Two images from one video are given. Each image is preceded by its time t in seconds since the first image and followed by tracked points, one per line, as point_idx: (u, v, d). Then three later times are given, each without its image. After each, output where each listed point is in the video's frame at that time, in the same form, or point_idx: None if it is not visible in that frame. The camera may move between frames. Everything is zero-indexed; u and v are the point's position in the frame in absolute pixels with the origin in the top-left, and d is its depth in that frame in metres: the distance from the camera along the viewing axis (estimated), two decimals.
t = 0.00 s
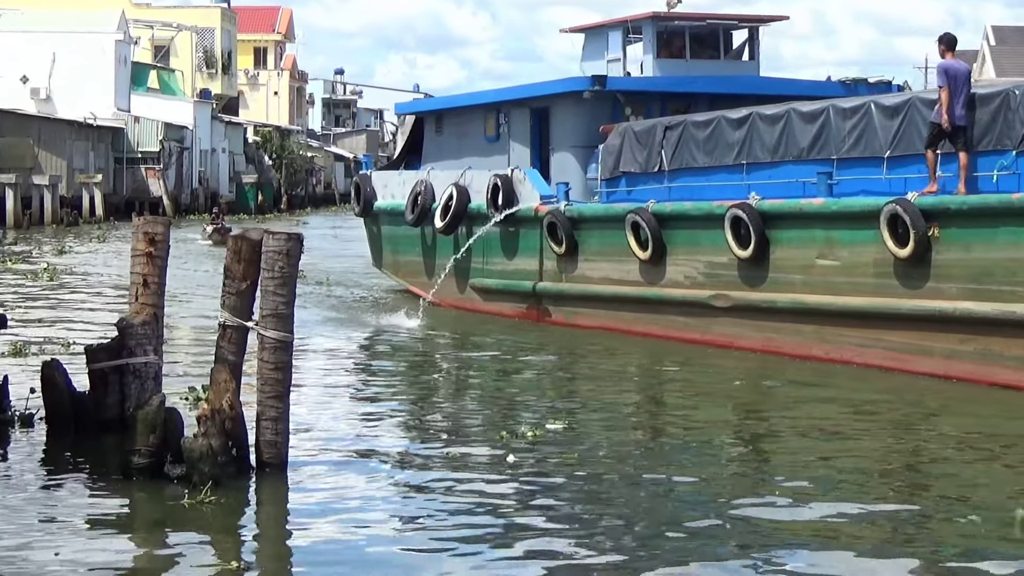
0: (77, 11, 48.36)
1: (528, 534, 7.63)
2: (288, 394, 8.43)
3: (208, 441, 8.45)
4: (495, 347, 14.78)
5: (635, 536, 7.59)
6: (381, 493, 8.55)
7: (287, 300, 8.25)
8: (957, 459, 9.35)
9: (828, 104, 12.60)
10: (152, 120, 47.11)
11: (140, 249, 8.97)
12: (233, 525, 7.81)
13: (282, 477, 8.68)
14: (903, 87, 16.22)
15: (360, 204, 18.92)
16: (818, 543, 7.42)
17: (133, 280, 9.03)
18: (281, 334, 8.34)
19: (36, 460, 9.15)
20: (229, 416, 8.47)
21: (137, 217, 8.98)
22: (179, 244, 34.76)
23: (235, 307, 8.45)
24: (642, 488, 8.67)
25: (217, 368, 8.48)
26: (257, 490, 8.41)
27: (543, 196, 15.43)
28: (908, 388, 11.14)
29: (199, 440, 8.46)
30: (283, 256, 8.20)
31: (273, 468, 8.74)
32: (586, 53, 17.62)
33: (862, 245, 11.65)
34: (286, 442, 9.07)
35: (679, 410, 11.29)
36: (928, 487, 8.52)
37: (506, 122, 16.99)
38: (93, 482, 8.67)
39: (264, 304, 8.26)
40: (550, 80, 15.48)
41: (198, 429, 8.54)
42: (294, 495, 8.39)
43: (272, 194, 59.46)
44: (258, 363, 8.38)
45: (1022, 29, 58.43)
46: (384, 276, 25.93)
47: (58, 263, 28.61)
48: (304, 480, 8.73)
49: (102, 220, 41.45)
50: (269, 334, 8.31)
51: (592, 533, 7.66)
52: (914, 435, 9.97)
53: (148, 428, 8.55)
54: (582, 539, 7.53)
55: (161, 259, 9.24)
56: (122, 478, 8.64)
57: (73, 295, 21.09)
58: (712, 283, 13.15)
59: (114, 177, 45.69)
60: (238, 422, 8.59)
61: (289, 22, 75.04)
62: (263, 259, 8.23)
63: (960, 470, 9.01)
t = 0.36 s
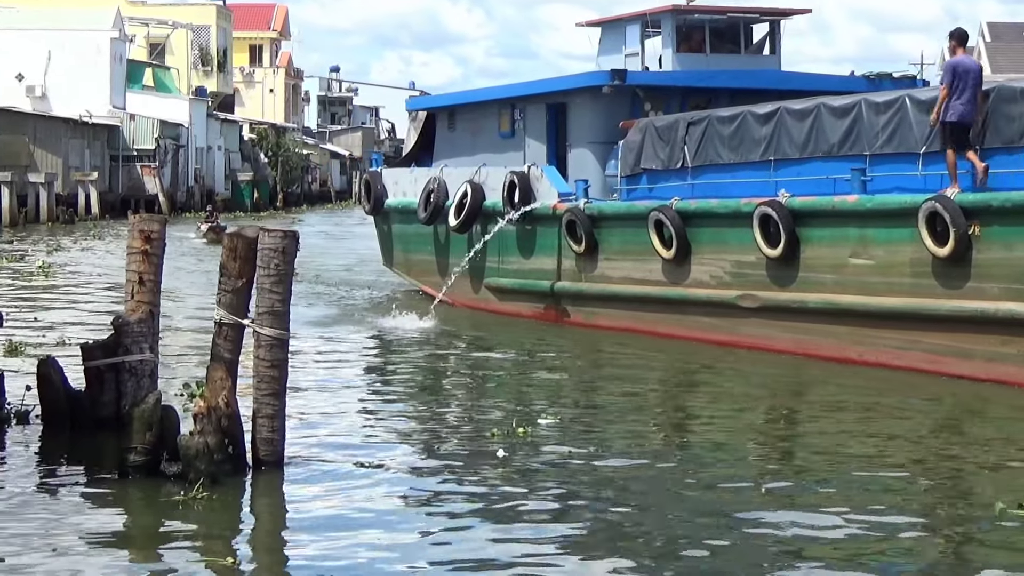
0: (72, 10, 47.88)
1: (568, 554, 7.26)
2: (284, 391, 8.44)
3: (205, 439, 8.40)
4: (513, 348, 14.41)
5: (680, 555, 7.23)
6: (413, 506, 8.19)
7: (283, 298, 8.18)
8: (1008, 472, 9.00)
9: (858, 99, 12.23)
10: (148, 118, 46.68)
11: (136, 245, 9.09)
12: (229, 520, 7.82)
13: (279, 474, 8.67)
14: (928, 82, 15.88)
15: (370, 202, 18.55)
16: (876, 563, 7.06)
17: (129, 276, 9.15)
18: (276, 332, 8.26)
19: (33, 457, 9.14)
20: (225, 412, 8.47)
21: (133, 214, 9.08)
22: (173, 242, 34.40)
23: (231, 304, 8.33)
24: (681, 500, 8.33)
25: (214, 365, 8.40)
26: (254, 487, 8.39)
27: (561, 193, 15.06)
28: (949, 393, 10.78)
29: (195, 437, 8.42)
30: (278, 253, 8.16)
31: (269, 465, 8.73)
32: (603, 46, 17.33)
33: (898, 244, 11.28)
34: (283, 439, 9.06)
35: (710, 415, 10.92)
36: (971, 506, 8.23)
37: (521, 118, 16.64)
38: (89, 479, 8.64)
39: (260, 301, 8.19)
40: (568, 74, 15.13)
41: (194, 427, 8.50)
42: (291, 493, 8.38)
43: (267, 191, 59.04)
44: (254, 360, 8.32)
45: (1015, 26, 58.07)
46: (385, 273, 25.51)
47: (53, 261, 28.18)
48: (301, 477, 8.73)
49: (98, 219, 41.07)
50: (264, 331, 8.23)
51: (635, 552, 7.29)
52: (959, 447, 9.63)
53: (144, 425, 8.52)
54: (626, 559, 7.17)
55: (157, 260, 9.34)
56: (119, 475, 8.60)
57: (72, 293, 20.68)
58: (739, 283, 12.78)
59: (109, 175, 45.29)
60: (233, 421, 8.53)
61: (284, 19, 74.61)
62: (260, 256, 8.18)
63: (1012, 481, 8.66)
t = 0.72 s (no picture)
0: (69, 10, 47.42)
1: None
2: (281, 391, 8.42)
3: (202, 439, 8.38)
4: (533, 353, 14.03)
5: None
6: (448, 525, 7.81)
7: (281, 298, 8.16)
8: None
9: (896, 96, 11.87)
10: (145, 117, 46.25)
11: (133, 246, 9.18)
12: (227, 523, 7.86)
13: (275, 475, 8.68)
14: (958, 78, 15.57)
15: (383, 203, 18.16)
16: None
17: (127, 277, 9.21)
18: (275, 331, 8.25)
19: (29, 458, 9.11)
20: (222, 413, 8.43)
21: (131, 214, 9.20)
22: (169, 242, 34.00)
23: (227, 304, 8.31)
24: (726, 517, 7.95)
25: (211, 366, 8.30)
26: (251, 489, 8.40)
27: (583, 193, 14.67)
28: (996, 403, 10.40)
29: (192, 437, 8.39)
30: (276, 254, 8.19)
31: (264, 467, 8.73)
32: (624, 44, 17.29)
33: (941, 247, 10.89)
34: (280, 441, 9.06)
35: (745, 425, 10.52)
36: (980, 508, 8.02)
37: (540, 115, 16.39)
38: (85, 480, 8.64)
39: (257, 301, 8.18)
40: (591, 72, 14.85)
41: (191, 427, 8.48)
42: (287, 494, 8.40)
43: (264, 191, 58.59)
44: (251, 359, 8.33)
45: (1013, 27, 57.72)
46: (387, 275, 25.07)
47: (50, 260, 27.75)
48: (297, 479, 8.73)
49: (95, 219, 40.64)
50: (262, 331, 8.21)
51: None
52: (1012, 460, 9.25)
53: (141, 426, 8.53)
54: None
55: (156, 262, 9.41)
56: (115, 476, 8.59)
57: (73, 293, 20.28)
58: (770, 287, 12.38)
59: (106, 175, 44.86)
60: (230, 421, 8.49)
61: (281, 18, 74.19)
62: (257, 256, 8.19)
63: None
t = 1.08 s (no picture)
0: (66, 8, 46.98)
1: None
2: (278, 391, 8.23)
3: (198, 437, 8.19)
4: (553, 357, 13.65)
5: None
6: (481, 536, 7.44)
7: (277, 297, 7.99)
8: None
9: (934, 93, 11.51)
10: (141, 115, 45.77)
11: (129, 244, 8.64)
12: (221, 517, 7.71)
13: (270, 473, 8.50)
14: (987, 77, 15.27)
15: (395, 202, 17.79)
16: None
17: (123, 277, 8.71)
18: (270, 330, 8.07)
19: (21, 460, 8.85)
20: (219, 412, 8.23)
21: (126, 212, 8.66)
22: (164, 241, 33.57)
23: (224, 304, 8.15)
24: (772, 530, 7.58)
25: (206, 363, 8.20)
26: (248, 486, 8.23)
27: (604, 193, 14.29)
28: None
29: (188, 435, 8.20)
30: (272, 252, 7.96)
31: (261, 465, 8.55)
32: (644, 42, 17.00)
33: (984, 249, 10.52)
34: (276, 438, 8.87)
35: (781, 435, 10.13)
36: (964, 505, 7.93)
37: (557, 114, 16.10)
38: (79, 479, 8.43)
39: (253, 301, 8.01)
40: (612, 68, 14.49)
41: (187, 424, 8.27)
42: (284, 490, 8.24)
43: (261, 189, 58.18)
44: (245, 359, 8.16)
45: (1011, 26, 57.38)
46: (391, 273, 24.68)
47: (45, 259, 27.33)
48: (293, 476, 8.56)
49: (92, 217, 40.22)
50: (258, 330, 8.05)
51: None
52: None
53: (138, 424, 8.33)
54: None
55: (152, 261, 8.85)
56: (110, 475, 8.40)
57: (75, 292, 19.90)
58: (802, 290, 11.99)
59: (103, 172, 44.47)
60: (227, 419, 8.29)
61: (278, 17, 73.72)
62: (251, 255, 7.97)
63: None
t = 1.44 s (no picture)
0: (60, 8, 46.50)
1: None
2: (273, 391, 8.32)
3: (193, 438, 8.31)
4: (576, 364, 13.26)
5: None
6: (522, 561, 7.06)
7: (272, 298, 8.10)
8: None
9: (974, 91, 11.14)
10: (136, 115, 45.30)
11: (123, 244, 8.82)
12: (216, 518, 7.79)
13: (266, 473, 8.59)
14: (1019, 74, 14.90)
15: (408, 203, 17.37)
16: None
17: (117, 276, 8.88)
18: (265, 331, 8.16)
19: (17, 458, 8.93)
20: (214, 412, 8.33)
21: (120, 214, 8.78)
22: (159, 241, 33.14)
23: (219, 304, 8.25)
24: (827, 552, 7.21)
25: (202, 363, 8.30)
26: (242, 486, 8.32)
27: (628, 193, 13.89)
28: None
29: (183, 436, 8.31)
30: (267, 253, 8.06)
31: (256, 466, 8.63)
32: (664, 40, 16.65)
33: None
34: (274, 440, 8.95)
35: (821, 447, 9.72)
36: (942, 499, 8.16)
37: (575, 113, 15.73)
38: (75, 479, 8.51)
39: (248, 301, 8.11)
40: (636, 66, 14.10)
41: (182, 425, 8.39)
42: (278, 490, 8.33)
43: (256, 189, 57.74)
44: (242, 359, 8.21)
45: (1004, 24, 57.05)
46: (392, 275, 24.24)
47: (40, 259, 26.90)
48: (289, 477, 8.63)
49: (87, 217, 39.80)
50: (253, 330, 8.14)
51: None
52: None
53: (133, 425, 8.41)
54: None
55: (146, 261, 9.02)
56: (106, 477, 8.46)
57: (75, 293, 19.48)
58: (837, 295, 11.59)
59: (98, 173, 44.02)
60: (222, 419, 8.42)
61: (274, 17, 73.25)
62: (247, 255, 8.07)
63: None
